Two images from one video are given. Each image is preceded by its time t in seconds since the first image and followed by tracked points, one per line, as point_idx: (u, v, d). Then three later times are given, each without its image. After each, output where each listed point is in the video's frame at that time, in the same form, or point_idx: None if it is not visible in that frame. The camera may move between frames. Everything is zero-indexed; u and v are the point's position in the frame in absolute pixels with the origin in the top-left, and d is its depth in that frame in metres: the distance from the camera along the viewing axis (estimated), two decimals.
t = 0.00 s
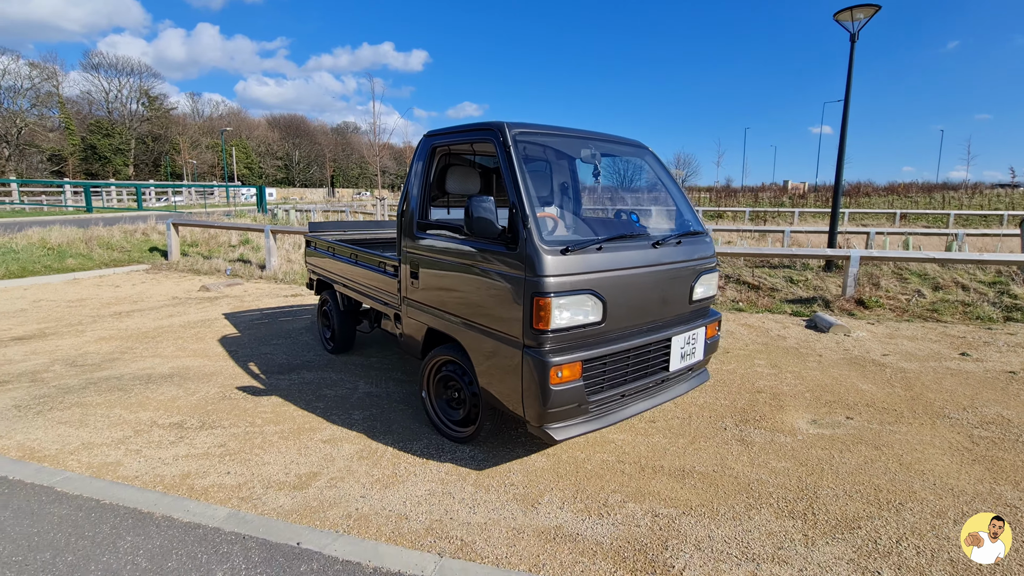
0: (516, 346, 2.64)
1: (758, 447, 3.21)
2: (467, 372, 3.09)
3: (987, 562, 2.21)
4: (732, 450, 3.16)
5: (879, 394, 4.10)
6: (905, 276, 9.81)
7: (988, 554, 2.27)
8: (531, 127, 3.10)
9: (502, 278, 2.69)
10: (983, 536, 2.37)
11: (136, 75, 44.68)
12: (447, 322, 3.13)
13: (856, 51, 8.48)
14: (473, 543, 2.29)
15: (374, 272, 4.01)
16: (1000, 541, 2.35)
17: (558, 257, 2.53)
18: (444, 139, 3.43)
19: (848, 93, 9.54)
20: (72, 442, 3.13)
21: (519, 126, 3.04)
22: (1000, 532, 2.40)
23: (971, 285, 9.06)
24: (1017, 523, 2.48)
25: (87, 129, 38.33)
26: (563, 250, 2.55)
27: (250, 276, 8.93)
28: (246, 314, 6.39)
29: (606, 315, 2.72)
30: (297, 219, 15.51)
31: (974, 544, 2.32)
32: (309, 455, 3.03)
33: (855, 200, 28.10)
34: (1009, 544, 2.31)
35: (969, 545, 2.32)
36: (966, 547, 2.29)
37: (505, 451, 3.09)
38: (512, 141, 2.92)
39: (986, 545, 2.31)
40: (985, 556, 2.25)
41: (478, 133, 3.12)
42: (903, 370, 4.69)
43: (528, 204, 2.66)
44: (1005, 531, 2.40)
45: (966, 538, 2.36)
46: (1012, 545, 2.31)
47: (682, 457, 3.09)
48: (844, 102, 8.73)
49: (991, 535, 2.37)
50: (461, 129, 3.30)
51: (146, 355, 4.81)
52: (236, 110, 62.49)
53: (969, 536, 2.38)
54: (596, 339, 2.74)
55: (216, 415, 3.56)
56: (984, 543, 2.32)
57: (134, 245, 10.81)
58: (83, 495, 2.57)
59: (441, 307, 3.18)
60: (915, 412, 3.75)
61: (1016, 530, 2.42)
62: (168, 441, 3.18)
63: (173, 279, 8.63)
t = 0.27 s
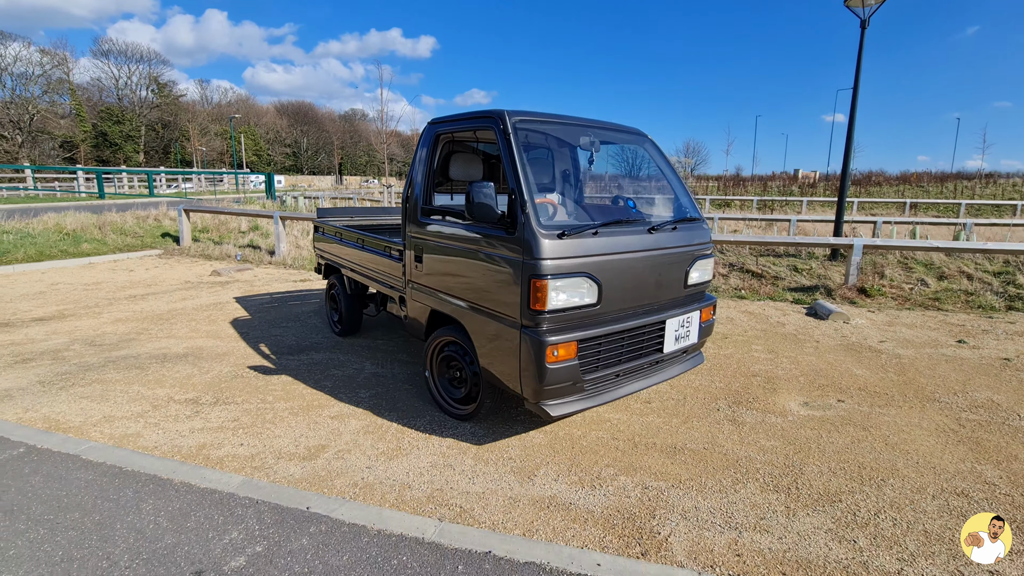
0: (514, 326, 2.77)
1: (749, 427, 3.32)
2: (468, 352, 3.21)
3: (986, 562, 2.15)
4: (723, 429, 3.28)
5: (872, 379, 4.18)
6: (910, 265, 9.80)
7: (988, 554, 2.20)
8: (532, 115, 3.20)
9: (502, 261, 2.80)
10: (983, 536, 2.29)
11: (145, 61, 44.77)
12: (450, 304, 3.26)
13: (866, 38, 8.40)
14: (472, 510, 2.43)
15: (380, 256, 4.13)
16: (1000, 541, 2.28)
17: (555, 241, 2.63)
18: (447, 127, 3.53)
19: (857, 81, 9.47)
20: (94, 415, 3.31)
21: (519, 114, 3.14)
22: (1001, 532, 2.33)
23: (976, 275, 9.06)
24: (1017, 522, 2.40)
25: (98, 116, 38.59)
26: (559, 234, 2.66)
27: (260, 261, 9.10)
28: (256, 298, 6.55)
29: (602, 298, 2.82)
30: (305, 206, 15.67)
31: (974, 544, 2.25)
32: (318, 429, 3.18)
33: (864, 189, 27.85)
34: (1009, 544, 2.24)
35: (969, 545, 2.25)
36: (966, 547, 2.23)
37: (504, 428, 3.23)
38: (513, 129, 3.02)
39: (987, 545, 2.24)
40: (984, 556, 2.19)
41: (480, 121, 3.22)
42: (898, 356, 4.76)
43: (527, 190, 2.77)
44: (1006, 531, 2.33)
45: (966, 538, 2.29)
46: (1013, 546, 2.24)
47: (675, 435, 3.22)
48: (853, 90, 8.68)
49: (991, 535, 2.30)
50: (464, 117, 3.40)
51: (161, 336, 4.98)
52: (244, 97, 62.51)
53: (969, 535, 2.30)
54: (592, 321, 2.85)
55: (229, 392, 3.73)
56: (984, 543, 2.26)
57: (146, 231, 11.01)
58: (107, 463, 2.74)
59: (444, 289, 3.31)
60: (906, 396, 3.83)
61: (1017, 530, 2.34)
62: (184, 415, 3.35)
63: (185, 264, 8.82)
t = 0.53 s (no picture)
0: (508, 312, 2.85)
1: (739, 410, 3.41)
2: (466, 336, 3.30)
3: (986, 563, 2.10)
4: (713, 413, 3.37)
5: (865, 365, 4.24)
6: (914, 253, 9.78)
7: (988, 554, 2.15)
8: (527, 104, 3.25)
9: (497, 248, 2.88)
10: (983, 536, 2.24)
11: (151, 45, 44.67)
12: (448, 289, 3.34)
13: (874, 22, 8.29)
14: (465, 486, 2.54)
15: (381, 243, 4.21)
16: (1000, 541, 2.22)
17: (548, 229, 2.70)
18: (445, 115, 3.58)
19: (865, 66, 9.35)
20: (107, 395, 3.45)
21: (515, 103, 3.20)
22: (1001, 532, 2.27)
23: (981, 262, 9.02)
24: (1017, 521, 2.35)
25: (105, 101, 38.70)
26: (553, 222, 2.73)
27: (266, 246, 9.22)
28: (262, 283, 6.68)
29: (595, 284, 2.89)
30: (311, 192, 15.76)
31: (973, 544, 2.20)
32: (320, 410, 3.30)
33: (874, 175, 27.53)
34: (1010, 544, 2.19)
35: (969, 545, 2.20)
36: (966, 547, 2.17)
37: (500, 410, 3.34)
38: (508, 117, 3.08)
39: (986, 545, 2.19)
40: (984, 556, 2.14)
41: (477, 109, 3.28)
42: (894, 343, 4.81)
43: (521, 178, 2.83)
44: (1006, 531, 2.27)
45: (966, 538, 2.24)
46: (1012, 547, 2.19)
47: (666, 418, 3.31)
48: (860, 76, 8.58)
49: (990, 535, 2.24)
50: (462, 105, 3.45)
51: (170, 319, 5.12)
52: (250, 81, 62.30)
53: (969, 535, 2.25)
54: (585, 306, 2.93)
55: (236, 374, 3.85)
56: (984, 543, 2.20)
57: (154, 216, 11.16)
58: (119, 439, 2.88)
59: (443, 275, 3.40)
60: (897, 383, 3.89)
61: (1017, 530, 2.28)
62: (192, 395, 3.48)
63: (193, 249, 8.96)
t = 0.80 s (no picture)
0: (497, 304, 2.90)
1: (727, 401, 3.45)
2: (457, 326, 3.35)
3: (987, 563, 2.08)
4: (702, 404, 3.41)
5: (858, 358, 4.26)
6: (918, 245, 9.71)
7: (988, 554, 2.13)
8: (518, 97, 3.28)
9: (487, 240, 2.91)
10: (983, 536, 2.22)
11: (156, 34, 44.62)
12: (440, 280, 3.39)
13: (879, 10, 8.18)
14: (453, 474, 2.60)
15: (376, 234, 4.26)
16: (1000, 541, 2.20)
17: (536, 222, 2.73)
18: (438, 107, 3.61)
19: (870, 55, 9.24)
20: (107, 383, 3.53)
21: (505, 96, 3.23)
22: (1001, 532, 2.25)
23: (985, 254, 8.96)
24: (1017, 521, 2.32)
25: (111, 90, 38.78)
26: (541, 215, 2.76)
27: (269, 236, 9.29)
28: (263, 273, 6.75)
29: (583, 277, 2.92)
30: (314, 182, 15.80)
31: (974, 544, 2.17)
32: (315, 398, 3.37)
33: (882, 166, 27.24)
34: (1011, 544, 2.17)
35: (969, 545, 2.17)
36: (966, 547, 2.15)
37: (491, 399, 3.39)
38: (498, 112, 3.11)
39: (987, 545, 2.17)
40: (985, 556, 2.11)
41: (469, 103, 3.32)
42: (888, 335, 4.82)
43: (510, 172, 2.87)
44: (1006, 531, 2.25)
45: (966, 538, 2.21)
46: (1013, 547, 2.17)
47: (654, 408, 3.36)
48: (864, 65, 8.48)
49: (991, 536, 2.23)
50: (454, 98, 3.48)
51: (171, 309, 5.20)
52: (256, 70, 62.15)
53: (969, 535, 2.23)
54: (574, 299, 2.97)
55: (234, 363, 3.93)
56: (984, 543, 2.18)
57: (159, 206, 11.25)
58: (118, 426, 2.96)
59: (435, 266, 3.44)
60: (888, 375, 3.92)
61: (1017, 530, 2.26)
62: (191, 383, 3.56)
63: (197, 239, 9.04)
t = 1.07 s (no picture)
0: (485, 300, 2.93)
1: (715, 397, 3.48)
2: (448, 322, 3.38)
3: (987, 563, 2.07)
4: (690, 399, 3.44)
5: (849, 355, 4.28)
6: (919, 242, 9.67)
7: (988, 554, 2.13)
8: (508, 95, 3.31)
9: (475, 237, 2.95)
10: (983, 536, 2.21)
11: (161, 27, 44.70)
12: (431, 276, 3.43)
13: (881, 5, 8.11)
14: (439, 467, 2.65)
15: (371, 230, 4.30)
16: (1000, 541, 2.20)
17: (522, 219, 2.76)
18: (430, 104, 3.64)
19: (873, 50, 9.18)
20: (105, 375, 3.59)
21: (495, 92, 3.26)
22: (1001, 532, 2.25)
23: (986, 251, 8.91)
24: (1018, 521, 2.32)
25: (117, 84, 38.93)
26: (527, 212, 2.78)
27: (269, 230, 9.35)
28: (262, 267, 6.81)
29: (571, 274, 2.95)
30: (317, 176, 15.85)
31: (974, 544, 2.17)
32: (307, 392, 3.42)
33: (889, 161, 27.02)
34: (1012, 546, 2.16)
35: (969, 545, 2.17)
36: (966, 547, 2.15)
37: (481, 394, 3.43)
38: (487, 109, 3.15)
39: (986, 545, 2.17)
40: (985, 556, 2.11)
41: (459, 100, 3.36)
42: (882, 332, 4.83)
43: (497, 169, 2.90)
44: (1006, 531, 2.25)
45: (966, 538, 2.21)
46: (1013, 547, 2.17)
47: (642, 403, 3.39)
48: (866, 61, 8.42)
49: (991, 536, 2.22)
50: (446, 95, 3.51)
51: (171, 302, 5.27)
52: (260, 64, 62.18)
53: (968, 535, 2.23)
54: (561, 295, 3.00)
55: (230, 356, 3.99)
56: (984, 543, 2.18)
57: (162, 200, 11.33)
58: (114, 418, 3.02)
59: (427, 262, 3.48)
60: (878, 372, 3.93)
61: (1017, 530, 2.26)
62: (187, 376, 3.62)
63: (198, 233, 9.11)
